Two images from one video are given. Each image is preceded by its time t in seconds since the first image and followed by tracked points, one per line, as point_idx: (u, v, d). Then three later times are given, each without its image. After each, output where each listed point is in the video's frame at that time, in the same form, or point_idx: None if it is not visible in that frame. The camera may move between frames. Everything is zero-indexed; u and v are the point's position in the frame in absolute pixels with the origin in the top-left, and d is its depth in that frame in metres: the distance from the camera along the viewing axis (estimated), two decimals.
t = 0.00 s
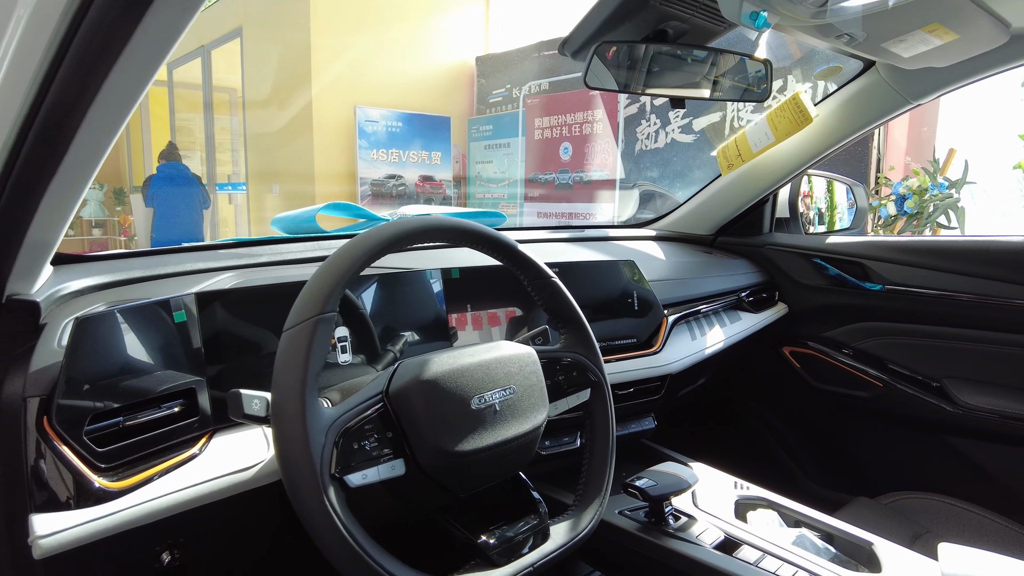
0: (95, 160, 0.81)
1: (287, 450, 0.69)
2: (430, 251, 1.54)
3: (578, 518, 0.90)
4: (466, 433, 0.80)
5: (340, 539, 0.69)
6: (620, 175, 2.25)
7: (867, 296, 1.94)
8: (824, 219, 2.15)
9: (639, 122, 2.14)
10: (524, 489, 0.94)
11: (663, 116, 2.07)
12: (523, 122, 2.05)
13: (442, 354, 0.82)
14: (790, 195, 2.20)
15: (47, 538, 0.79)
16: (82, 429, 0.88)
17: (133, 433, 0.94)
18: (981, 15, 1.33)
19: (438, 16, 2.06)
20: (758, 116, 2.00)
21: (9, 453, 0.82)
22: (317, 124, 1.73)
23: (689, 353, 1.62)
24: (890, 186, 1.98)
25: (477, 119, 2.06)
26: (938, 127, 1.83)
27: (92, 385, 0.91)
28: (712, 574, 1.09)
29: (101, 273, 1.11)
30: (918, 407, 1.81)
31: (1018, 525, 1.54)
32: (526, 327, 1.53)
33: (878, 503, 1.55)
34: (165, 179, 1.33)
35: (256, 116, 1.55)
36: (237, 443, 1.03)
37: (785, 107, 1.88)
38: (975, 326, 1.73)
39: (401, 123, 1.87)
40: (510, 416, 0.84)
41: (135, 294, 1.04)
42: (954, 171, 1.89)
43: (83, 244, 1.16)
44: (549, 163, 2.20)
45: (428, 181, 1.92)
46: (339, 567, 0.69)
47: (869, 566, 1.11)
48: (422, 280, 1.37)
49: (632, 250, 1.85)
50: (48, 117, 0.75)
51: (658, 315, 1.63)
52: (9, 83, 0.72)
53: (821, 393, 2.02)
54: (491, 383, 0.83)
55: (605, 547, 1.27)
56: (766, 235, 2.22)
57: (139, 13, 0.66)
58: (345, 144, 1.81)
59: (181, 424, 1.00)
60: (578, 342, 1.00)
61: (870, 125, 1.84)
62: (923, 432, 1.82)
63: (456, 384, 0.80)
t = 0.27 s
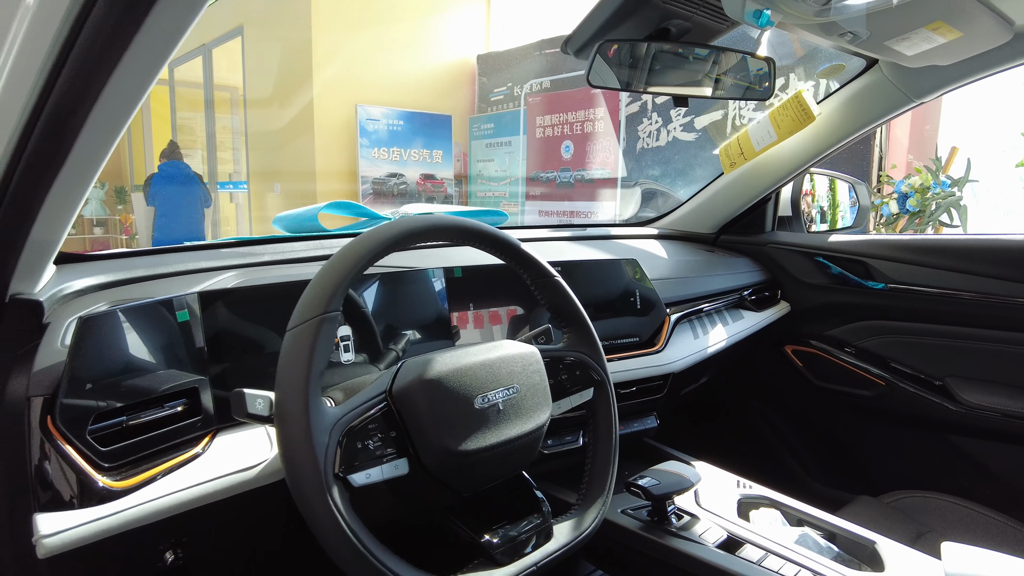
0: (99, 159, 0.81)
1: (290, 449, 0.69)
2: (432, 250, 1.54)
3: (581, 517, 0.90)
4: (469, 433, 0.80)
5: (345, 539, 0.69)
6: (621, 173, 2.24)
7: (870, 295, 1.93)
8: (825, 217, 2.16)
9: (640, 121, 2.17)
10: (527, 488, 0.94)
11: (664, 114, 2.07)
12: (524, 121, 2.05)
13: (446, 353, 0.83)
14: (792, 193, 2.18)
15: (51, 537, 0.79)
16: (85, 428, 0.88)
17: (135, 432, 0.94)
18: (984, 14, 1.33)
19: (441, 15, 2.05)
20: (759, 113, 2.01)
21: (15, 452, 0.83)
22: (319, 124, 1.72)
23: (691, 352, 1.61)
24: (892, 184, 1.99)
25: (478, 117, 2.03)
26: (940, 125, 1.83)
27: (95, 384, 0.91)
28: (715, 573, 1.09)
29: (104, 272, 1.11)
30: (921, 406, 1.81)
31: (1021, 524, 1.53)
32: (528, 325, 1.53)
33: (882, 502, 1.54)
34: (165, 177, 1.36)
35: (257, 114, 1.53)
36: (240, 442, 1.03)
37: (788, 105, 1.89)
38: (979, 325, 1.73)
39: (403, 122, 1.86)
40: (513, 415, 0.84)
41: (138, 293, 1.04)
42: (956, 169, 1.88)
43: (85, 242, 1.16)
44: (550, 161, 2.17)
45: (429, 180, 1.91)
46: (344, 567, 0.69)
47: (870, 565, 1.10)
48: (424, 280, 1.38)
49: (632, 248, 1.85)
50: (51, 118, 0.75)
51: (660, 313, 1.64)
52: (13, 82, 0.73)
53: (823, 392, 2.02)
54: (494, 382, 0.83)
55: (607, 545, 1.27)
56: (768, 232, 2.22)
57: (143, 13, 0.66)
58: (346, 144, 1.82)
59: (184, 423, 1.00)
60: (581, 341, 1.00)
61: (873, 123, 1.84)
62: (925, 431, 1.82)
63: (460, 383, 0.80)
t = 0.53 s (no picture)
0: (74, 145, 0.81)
1: (263, 439, 0.69)
2: (421, 244, 1.53)
3: (563, 511, 0.90)
4: (448, 424, 0.79)
5: (319, 530, 0.68)
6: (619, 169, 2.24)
7: (863, 290, 1.93)
8: (821, 213, 2.16)
9: (639, 117, 2.15)
10: (509, 481, 0.93)
11: (662, 111, 2.07)
12: (521, 117, 2.08)
13: (425, 345, 0.82)
14: (786, 187, 2.19)
15: (26, 529, 0.79)
16: (63, 420, 0.87)
17: (116, 425, 0.93)
18: (973, 5, 1.32)
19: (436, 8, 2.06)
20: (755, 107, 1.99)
21: None
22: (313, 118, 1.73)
23: (681, 347, 1.61)
24: (890, 180, 1.97)
25: (476, 114, 2.06)
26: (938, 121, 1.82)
27: (75, 376, 0.90)
28: (701, 567, 1.08)
29: (87, 264, 1.10)
30: (913, 401, 1.80)
31: (1012, 519, 1.53)
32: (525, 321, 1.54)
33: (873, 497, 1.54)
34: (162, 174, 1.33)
35: (251, 108, 1.55)
36: (222, 435, 1.02)
37: (779, 99, 1.89)
38: (971, 319, 1.72)
39: (400, 118, 1.86)
40: (493, 407, 0.83)
41: (120, 285, 1.03)
42: (954, 165, 1.85)
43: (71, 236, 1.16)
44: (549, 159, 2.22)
45: (427, 176, 1.91)
46: (318, 559, 0.69)
47: (858, 560, 1.09)
48: (413, 274, 1.37)
49: (624, 242, 1.84)
50: (26, 105, 0.74)
51: (650, 309, 1.63)
52: None
53: (815, 387, 2.01)
54: (474, 374, 0.82)
55: (594, 540, 1.26)
56: (762, 227, 2.21)
57: None
58: (345, 139, 1.84)
59: (166, 415, 1.00)
60: (565, 334, 1.00)
61: (866, 117, 1.83)
62: (917, 426, 1.81)
63: (438, 375, 0.80)
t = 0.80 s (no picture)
0: (78, 144, 0.81)
1: (268, 437, 0.69)
2: (423, 242, 1.53)
3: (564, 507, 0.90)
4: (451, 422, 0.79)
5: (323, 528, 0.69)
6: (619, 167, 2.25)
7: (862, 286, 1.94)
8: (821, 210, 2.16)
9: (639, 114, 2.13)
10: (510, 477, 0.94)
11: (663, 107, 2.06)
12: (521, 113, 2.07)
13: (427, 343, 0.82)
14: (787, 184, 2.19)
15: (32, 526, 0.79)
16: (67, 418, 0.88)
17: (119, 422, 0.94)
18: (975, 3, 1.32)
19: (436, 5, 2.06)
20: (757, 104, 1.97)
21: None
22: (313, 115, 1.70)
23: (682, 343, 1.61)
24: (890, 176, 1.96)
25: (477, 110, 2.05)
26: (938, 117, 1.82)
27: (78, 374, 0.91)
28: (702, 563, 1.09)
29: (89, 263, 1.11)
30: (913, 397, 1.81)
31: (1011, 515, 1.54)
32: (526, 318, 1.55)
33: (873, 494, 1.55)
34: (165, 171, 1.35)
35: (251, 105, 1.54)
36: (225, 432, 1.03)
37: (780, 97, 1.88)
38: (971, 316, 1.73)
39: (400, 114, 1.87)
40: (495, 405, 0.83)
41: (122, 284, 1.03)
42: (954, 161, 1.87)
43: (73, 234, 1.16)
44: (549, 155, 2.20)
45: (427, 173, 1.89)
46: (322, 555, 0.69)
47: (857, 556, 1.10)
48: (414, 271, 1.38)
49: (626, 240, 1.85)
50: (29, 105, 0.75)
51: (651, 306, 1.63)
52: None
53: (815, 383, 2.02)
54: (476, 371, 0.82)
55: (595, 536, 1.27)
56: (762, 224, 2.21)
57: None
58: (345, 134, 1.82)
59: (168, 413, 1.00)
60: (566, 332, 1.00)
61: (867, 114, 1.83)
62: (917, 422, 1.82)
63: (441, 373, 0.80)
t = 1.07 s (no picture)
0: (79, 133, 0.81)
1: (271, 424, 0.69)
2: (424, 234, 1.53)
3: (568, 496, 0.90)
4: (455, 410, 0.79)
5: (326, 514, 0.68)
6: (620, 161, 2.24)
7: (864, 279, 1.93)
8: (824, 204, 2.14)
9: (640, 109, 2.15)
10: (513, 466, 0.93)
11: (664, 101, 2.12)
12: (523, 108, 2.04)
13: (431, 331, 0.82)
14: (789, 177, 2.16)
15: (34, 514, 0.79)
16: (69, 407, 0.87)
17: (121, 411, 0.93)
18: None
19: None
20: (756, 97, 2.00)
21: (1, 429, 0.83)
22: (314, 108, 1.68)
23: (684, 336, 1.61)
24: (891, 172, 1.96)
25: (477, 106, 2.01)
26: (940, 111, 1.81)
27: (80, 364, 0.90)
28: (704, 553, 1.09)
29: (91, 253, 1.10)
30: (915, 390, 1.81)
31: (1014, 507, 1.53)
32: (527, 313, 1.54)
33: (875, 486, 1.54)
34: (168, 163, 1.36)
35: (252, 97, 1.56)
36: (228, 422, 1.03)
37: (783, 89, 1.87)
38: (974, 309, 1.72)
39: (400, 110, 1.83)
40: (499, 393, 0.83)
41: (123, 273, 1.03)
42: (955, 156, 1.86)
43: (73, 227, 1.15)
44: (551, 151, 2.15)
45: (428, 168, 1.89)
46: (326, 543, 0.69)
47: (862, 546, 1.10)
48: (415, 263, 1.37)
49: (628, 233, 1.84)
50: (29, 92, 0.74)
51: (654, 298, 1.63)
52: None
53: (817, 376, 2.01)
54: (480, 359, 0.82)
55: (597, 527, 1.27)
56: (763, 218, 2.20)
57: None
58: (345, 130, 1.78)
59: (170, 402, 1.00)
60: (570, 322, 1.00)
61: (869, 107, 1.82)
62: (919, 415, 1.82)
63: (444, 360, 0.80)
